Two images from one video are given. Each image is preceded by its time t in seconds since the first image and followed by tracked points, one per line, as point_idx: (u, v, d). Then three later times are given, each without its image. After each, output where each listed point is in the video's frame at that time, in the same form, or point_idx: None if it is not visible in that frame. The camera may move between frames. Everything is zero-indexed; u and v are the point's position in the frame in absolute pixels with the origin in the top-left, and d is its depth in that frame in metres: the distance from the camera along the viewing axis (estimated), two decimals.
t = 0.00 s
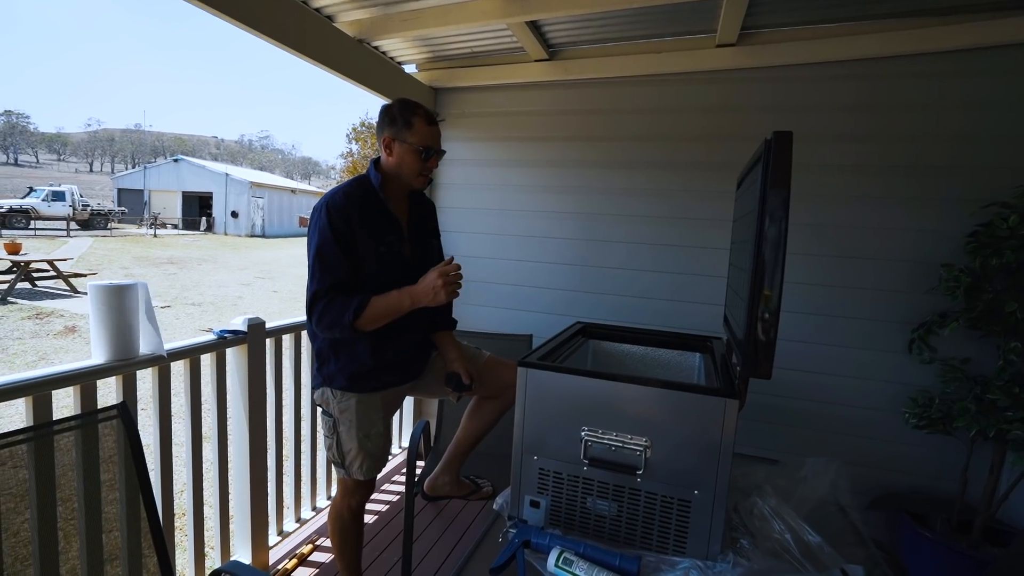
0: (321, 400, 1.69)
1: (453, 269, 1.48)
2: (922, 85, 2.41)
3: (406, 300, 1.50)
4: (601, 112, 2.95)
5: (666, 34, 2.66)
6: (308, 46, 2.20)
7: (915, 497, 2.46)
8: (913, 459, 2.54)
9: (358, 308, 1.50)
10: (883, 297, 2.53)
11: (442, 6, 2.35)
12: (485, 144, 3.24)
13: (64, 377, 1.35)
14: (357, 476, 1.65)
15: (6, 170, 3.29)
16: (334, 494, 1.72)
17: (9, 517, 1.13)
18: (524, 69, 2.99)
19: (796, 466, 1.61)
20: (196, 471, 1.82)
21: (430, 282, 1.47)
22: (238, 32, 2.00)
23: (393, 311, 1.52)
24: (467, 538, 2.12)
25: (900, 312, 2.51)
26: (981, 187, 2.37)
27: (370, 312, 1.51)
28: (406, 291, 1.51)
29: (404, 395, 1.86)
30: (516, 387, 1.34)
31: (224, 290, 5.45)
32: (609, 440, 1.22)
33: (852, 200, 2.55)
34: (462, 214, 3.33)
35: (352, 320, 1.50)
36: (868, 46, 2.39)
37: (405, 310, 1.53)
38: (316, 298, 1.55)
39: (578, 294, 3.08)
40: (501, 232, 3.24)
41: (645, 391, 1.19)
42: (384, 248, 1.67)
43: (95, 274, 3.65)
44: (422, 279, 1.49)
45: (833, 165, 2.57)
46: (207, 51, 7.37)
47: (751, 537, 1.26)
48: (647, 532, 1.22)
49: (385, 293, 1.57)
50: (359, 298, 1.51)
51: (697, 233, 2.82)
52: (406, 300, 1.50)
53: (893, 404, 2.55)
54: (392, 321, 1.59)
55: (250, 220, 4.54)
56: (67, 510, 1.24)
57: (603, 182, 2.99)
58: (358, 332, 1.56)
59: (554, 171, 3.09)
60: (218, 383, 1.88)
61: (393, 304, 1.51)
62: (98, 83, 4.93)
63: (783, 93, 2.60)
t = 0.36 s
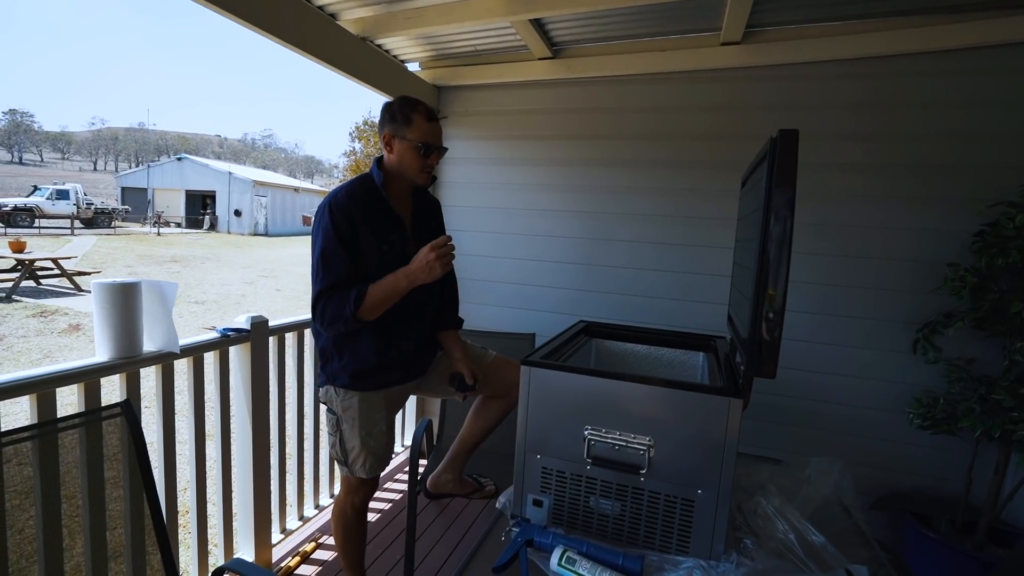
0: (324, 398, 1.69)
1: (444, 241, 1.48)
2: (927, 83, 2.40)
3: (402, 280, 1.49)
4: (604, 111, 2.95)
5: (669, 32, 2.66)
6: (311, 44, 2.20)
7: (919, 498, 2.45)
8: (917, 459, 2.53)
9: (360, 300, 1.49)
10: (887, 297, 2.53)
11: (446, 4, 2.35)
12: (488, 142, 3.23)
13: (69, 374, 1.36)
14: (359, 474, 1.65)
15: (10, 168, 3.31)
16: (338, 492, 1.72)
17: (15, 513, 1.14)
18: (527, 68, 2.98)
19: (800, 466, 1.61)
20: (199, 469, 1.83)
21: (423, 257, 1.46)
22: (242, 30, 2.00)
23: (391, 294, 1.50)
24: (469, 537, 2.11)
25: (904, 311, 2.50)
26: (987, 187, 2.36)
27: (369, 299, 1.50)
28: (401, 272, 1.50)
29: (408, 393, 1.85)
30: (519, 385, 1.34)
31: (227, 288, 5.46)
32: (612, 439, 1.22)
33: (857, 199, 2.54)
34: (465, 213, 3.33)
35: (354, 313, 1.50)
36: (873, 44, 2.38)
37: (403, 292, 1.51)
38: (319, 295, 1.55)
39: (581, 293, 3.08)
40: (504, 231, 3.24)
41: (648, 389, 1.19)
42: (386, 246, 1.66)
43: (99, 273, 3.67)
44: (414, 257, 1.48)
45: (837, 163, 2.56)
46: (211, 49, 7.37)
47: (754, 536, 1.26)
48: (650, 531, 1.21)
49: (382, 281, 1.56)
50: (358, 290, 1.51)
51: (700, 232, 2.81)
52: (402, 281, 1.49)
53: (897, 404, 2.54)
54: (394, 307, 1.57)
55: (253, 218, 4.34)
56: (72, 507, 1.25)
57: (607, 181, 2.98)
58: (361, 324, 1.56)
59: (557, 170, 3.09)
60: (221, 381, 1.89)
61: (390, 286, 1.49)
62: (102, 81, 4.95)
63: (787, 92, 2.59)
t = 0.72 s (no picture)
0: (330, 398, 1.69)
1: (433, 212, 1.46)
2: (933, 82, 2.38)
3: (401, 262, 1.46)
4: (607, 111, 2.94)
5: (673, 32, 2.65)
6: (313, 45, 2.20)
7: (925, 499, 2.44)
8: (922, 459, 2.52)
9: (368, 291, 1.49)
10: (892, 297, 2.51)
11: (449, 4, 2.35)
12: (491, 142, 3.23)
13: (75, 374, 1.36)
14: (365, 474, 1.65)
15: (15, 169, 3.32)
16: (343, 493, 1.72)
17: (20, 512, 1.15)
18: (530, 68, 2.98)
19: (805, 467, 1.60)
20: (203, 468, 1.83)
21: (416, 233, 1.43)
22: (245, 31, 2.00)
23: (395, 278, 1.47)
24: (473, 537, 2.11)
25: (909, 311, 2.49)
26: (994, 186, 2.34)
27: (377, 287, 1.48)
28: (399, 256, 1.47)
29: (414, 394, 1.85)
30: (523, 385, 1.34)
31: (231, 288, 5.48)
32: (617, 440, 1.22)
33: (862, 199, 2.53)
34: (468, 213, 3.33)
35: (365, 304, 1.49)
36: (878, 43, 2.36)
37: (407, 274, 1.48)
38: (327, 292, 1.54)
39: (584, 293, 3.07)
40: (507, 231, 3.24)
41: (652, 390, 1.19)
42: (391, 244, 1.65)
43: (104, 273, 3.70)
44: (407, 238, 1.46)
45: (842, 163, 2.55)
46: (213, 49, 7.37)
47: (760, 538, 1.25)
48: (655, 532, 1.21)
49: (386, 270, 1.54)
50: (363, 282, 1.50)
51: (704, 232, 2.81)
52: (402, 263, 1.45)
53: (903, 405, 2.53)
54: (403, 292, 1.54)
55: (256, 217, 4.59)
56: (77, 506, 1.26)
57: (610, 181, 2.98)
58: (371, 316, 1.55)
59: (560, 170, 3.09)
60: (225, 381, 1.89)
61: (391, 270, 1.46)
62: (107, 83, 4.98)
63: (791, 91, 2.58)
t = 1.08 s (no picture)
0: (345, 400, 1.70)
1: (433, 190, 1.55)
2: (948, 79, 2.35)
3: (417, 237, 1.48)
4: (616, 111, 2.93)
5: (683, 31, 2.63)
6: (323, 47, 2.21)
7: (941, 502, 2.40)
8: (938, 461, 2.48)
9: (396, 278, 1.47)
10: (908, 297, 2.48)
11: (458, 6, 2.35)
12: (500, 143, 3.23)
13: (90, 375, 1.38)
14: (380, 476, 1.65)
15: (31, 173, 3.37)
16: (357, 495, 1.72)
17: (37, 510, 1.16)
18: (539, 69, 2.98)
19: (819, 469, 1.59)
20: (216, 468, 1.85)
21: (425, 206, 1.50)
22: (256, 34, 2.02)
23: (416, 257, 1.48)
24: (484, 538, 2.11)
25: (925, 312, 2.45)
26: (1011, 184, 2.30)
27: (401, 273, 1.48)
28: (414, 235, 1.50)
29: (426, 395, 1.85)
30: (534, 386, 1.33)
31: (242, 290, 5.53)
32: (629, 441, 1.21)
33: (876, 197, 2.50)
34: (477, 214, 3.33)
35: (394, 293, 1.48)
36: (891, 40, 2.34)
37: (425, 251, 1.50)
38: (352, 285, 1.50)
39: (593, 293, 3.06)
40: (516, 232, 3.23)
41: (664, 391, 1.18)
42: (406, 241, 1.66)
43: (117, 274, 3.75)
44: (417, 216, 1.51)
45: (856, 161, 2.52)
46: (223, 52, 7.44)
47: (774, 542, 1.23)
48: (667, 534, 1.20)
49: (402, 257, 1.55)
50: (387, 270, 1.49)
51: (715, 231, 2.78)
52: (420, 238, 1.48)
53: (918, 407, 2.49)
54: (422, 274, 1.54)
55: (267, 220, 4.67)
56: (93, 505, 1.26)
57: (619, 181, 2.96)
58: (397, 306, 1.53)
59: (569, 170, 3.08)
60: (237, 382, 1.90)
61: (409, 249, 1.48)
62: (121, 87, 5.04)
63: (803, 90, 2.56)
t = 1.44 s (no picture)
0: (344, 410, 1.69)
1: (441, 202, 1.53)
2: (941, 87, 2.37)
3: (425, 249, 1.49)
4: (613, 118, 2.94)
5: (678, 39, 2.65)
6: (321, 55, 2.22)
7: (939, 508, 2.40)
8: (936, 467, 2.48)
9: (401, 292, 1.47)
10: (904, 303, 2.48)
11: (455, 14, 2.36)
12: (498, 150, 3.24)
13: (85, 383, 1.37)
14: (380, 486, 1.64)
15: (29, 180, 3.36)
16: (357, 504, 1.71)
17: (28, 521, 1.17)
18: (536, 76, 2.99)
19: (816, 476, 1.59)
20: (210, 476, 1.83)
21: (431, 219, 1.49)
22: (254, 41, 2.02)
23: (423, 270, 1.49)
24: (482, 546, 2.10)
25: (921, 318, 2.46)
26: (1005, 190, 2.32)
27: (407, 284, 1.48)
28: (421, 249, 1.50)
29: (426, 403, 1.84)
30: (531, 393, 1.33)
31: (239, 296, 5.51)
32: (626, 448, 1.21)
33: (871, 204, 2.51)
34: (475, 221, 3.33)
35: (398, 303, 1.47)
36: (884, 48, 2.35)
37: (432, 265, 1.50)
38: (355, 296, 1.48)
39: (591, 300, 3.06)
40: (513, 238, 3.24)
41: (661, 398, 1.17)
42: (407, 250, 1.66)
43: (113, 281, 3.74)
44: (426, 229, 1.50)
45: (851, 168, 2.53)
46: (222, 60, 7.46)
47: (772, 549, 1.23)
48: (665, 542, 1.20)
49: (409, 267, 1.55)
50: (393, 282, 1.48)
51: (711, 238, 2.79)
52: (427, 252, 1.48)
53: (916, 412, 2.49)
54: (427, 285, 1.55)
55: (264, 226, 4.74)
56: (85, 515, 1.26)
57: (616, 188, 2.97)
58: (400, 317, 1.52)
59: (566, 177, 3.09)
60: (233, 389, 1.89)
61: (416, 262, 1.49)
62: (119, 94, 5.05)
63: (798, 97, 2.58)
